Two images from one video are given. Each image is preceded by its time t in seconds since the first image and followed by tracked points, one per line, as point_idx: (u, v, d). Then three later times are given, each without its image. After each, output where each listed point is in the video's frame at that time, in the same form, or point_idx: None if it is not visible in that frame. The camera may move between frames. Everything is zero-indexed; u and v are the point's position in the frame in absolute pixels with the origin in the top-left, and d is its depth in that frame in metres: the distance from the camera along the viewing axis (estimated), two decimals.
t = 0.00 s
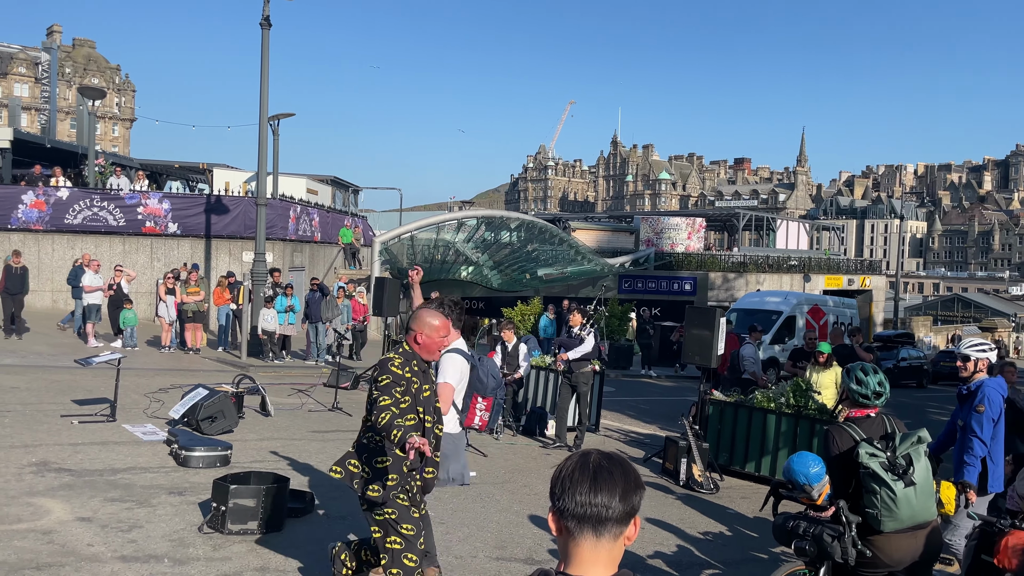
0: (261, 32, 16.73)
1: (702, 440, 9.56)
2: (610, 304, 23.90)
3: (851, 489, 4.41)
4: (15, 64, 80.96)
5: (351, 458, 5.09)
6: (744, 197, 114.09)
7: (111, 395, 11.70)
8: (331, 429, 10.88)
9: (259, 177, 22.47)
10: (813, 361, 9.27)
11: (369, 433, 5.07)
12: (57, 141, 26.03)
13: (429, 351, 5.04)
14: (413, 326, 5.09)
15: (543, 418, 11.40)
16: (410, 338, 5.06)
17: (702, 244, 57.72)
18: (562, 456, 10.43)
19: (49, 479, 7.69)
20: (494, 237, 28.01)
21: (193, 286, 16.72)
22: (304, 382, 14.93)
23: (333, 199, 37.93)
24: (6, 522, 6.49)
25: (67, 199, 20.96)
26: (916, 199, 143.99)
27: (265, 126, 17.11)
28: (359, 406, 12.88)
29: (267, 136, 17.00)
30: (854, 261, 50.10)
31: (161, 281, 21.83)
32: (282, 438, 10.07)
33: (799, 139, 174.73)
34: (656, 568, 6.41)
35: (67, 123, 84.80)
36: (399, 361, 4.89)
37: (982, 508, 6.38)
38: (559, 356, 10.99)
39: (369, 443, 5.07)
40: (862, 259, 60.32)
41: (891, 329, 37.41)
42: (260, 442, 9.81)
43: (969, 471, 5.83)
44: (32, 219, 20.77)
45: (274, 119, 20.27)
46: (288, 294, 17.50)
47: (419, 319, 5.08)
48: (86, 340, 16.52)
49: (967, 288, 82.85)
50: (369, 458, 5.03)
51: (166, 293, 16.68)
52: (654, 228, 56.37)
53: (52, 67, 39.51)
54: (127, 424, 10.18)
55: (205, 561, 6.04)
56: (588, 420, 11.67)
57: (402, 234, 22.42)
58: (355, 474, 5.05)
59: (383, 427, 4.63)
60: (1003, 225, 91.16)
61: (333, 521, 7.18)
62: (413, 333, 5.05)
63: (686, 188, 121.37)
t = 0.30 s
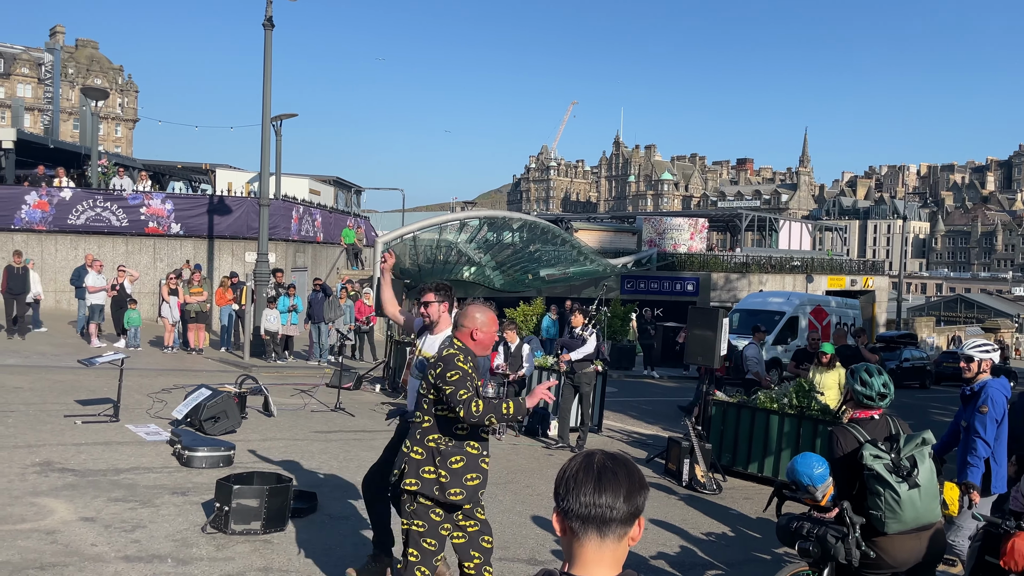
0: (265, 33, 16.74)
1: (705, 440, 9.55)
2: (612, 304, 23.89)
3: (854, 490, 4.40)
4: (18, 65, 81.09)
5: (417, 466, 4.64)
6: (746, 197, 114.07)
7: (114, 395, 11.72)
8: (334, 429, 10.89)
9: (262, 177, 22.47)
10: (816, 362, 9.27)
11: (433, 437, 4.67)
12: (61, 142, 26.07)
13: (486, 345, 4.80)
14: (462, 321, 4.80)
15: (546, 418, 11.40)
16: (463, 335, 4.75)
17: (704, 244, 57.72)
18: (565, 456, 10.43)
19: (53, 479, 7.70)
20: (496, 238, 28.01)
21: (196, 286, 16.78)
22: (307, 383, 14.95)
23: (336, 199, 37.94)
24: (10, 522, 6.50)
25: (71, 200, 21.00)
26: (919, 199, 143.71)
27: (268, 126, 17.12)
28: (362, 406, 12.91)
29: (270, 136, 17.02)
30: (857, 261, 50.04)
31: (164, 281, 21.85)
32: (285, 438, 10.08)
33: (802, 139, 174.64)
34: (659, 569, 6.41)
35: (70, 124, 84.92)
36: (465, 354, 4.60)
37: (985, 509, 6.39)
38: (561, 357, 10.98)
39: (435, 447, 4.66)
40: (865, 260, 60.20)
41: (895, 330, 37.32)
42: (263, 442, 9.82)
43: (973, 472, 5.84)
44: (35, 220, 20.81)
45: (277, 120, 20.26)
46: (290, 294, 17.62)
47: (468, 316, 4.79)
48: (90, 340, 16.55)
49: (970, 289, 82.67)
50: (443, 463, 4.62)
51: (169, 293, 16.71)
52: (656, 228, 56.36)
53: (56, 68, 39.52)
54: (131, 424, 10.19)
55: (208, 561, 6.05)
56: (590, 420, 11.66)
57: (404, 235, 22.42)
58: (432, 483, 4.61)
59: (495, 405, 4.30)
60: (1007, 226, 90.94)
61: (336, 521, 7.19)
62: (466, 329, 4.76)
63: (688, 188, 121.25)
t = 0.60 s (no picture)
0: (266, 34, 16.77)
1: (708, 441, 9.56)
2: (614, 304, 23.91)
3: (858, 492, 4.41)
4: (20, 66, 81.22)
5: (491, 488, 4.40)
6: (748, 198, 113.98)
7: (117, 395, 11.74)
8: (336, 430, 10.91)
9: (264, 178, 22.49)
10: (819, 363, 9.27)
11: (505, 456, 4.43)
12: (63, 142, 26.11)
13: (536, 356, 4.53)
14: (507, 335, 4.52)
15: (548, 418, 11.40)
16: (513, 350, 4.49)
17: (707, 244, 57.69)
18: (567, 456, 10.43)
19: (56, 479, 7.72)
20: (498, 238, 28.11)
21: (198, 287, 16.86)
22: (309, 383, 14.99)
23: (339, 200, 37.99)
24: (13, 523, 6.51)
25: (73, 200, 21.04)
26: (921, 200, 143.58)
27: (270, 127, 17.13)
28: (364, 406, 12.94)
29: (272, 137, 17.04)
30: (860, 261, 49.97)
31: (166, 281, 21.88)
32: (288, 439, 10.09)
33: (805, 139, 174.33)
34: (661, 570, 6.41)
35: (73, 125, 85.12)
36: (523, 370, 4.44)
37: (988, 509, 6.39)
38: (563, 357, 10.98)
39: (507, 468, 4.43)
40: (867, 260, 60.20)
41: (897, 330, 37.29)
42: (266, 442, 9.83)
43: (975, 473, 5.88)
44: (38, 221, 20.85)
45: (279, 120, 20.28)
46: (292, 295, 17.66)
47: (514, 330, 4.51)
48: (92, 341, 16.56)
49: (973, 289, 82.56)
50: (517, 482, 4.42)
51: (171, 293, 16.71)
52: (658, 229, 56.38)
53: (58, 69, 39.63)
54: (134, 424, 10.20)
55: (211, 561, 6.06)
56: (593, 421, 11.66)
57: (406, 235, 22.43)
58: (509, 504, 4.39)
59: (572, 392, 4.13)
60: (1010, 226, 90.83)
61: (338, 521, 7.20)
62: (514, 342, 4.49)
63: (690, 188, 121.23)
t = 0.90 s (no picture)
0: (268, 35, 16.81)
1: (709, 441, 9.55)
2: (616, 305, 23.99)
3: (860, 492, 4.42)
4: (22, 67, 81.30)
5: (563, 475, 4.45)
6: (749, 198, 113.94)
7: (119, 396, 11.76)
8: (338, 430, 10.93)
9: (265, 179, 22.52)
10: (821, 362, 9.27)
11: (572, 443, 4.49)
12: (65, 144, 26.16)
13: (577, 348, 4.73)
14: (554, 329, 4.65)
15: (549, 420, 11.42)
16: (557, 341, 4.64)
17: (708, 245, 57.67)
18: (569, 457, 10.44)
19: (58, 480, 7.75)
20: (500, 239, 28.51)
21: (201, 287, 16.93)
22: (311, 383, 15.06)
23: (340, 201, 38.00)
24: (17, 523, 6.53)
25: (75, 202, 21.06)
26: (923, 200, 143.48)
27: (272, 128, 17.15)
28: (366, 406, 12.99)
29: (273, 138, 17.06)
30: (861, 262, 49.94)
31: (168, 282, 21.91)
32: (290, 439, 10.10)
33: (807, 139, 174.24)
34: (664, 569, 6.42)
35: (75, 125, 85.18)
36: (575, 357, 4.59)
37: (989, 509, 6.40)
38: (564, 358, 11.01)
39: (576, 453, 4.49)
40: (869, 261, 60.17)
41: (900, 331, 37.25)
42: (268, 443, 9.85)
43: (977, 473, 5.89)
44: (40, 221, 20.89)
45: (281, 122, 20.31)
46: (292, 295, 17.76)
47: (554, 321, 4.66)
48: (94, 342, 16.60)
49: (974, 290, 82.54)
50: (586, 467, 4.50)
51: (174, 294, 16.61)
52: (659, 229, 56.39)
53: (61, 71, 39.59)
54: (136, 425, 10.21)
55: (214, 562, 6.07)
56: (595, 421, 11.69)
57: (408, 236, 22.48)
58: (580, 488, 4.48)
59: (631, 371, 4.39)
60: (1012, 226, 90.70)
61: (341, 522, 7.20)
62: (561, 335, 4.63)
63: (692, 189, 121.22)
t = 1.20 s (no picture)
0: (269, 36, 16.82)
1: (710, 441, 9.55)
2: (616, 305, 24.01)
3: (860, 492, 4.42)
4: (23, 68, 81.31)
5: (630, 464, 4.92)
6: (750, 198, 113.91)
7: (120, 397, 11.76)
8: (339, 430, 10.94)
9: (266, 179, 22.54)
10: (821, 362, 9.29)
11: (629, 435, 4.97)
12: (66, 145, 26.16)
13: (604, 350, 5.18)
14: (594, 333, 5.00)
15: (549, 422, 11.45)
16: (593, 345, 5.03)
17: (709, 245, 57.67)
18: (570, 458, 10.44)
19: (59, 481, 7.75)
20: (499, 239, 28.33)
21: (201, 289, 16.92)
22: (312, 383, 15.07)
23: (340, 202, 38.01)
24: (18, 524, 6.54)
25: (76, 203, 21.08)
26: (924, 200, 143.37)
27: (272, 129, 17.17)
28: (366, 407, 13.00)
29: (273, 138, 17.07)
30: (861, 262, 49.93)
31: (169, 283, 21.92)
32: (290, 440, 10.11)
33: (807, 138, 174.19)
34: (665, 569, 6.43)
35: (76, 126, 85.22)
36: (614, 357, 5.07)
37: (989, 509, 6.40)
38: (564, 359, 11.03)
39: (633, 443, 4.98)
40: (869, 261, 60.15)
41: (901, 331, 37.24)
42: (269, 443, 9.87)
43: (977, 473, 5.88)
44: (41, 222, 20.90)
45: (281, 122, 20.33)
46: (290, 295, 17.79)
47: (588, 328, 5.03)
48: (95, 343, 16.63)
49: (975, 289, 82.51)
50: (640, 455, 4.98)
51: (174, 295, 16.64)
52: (660, 229, 56.40)
53: (61, 71, 39.53)
54: (137, 426, 10.22)
55: (215, 562, 6.07)
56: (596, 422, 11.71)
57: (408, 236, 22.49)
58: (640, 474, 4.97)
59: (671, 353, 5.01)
60: (1013, 225, 90.54)
61: (341, 522, 7.21)
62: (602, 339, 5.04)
63: (692, 189, 121.15)
